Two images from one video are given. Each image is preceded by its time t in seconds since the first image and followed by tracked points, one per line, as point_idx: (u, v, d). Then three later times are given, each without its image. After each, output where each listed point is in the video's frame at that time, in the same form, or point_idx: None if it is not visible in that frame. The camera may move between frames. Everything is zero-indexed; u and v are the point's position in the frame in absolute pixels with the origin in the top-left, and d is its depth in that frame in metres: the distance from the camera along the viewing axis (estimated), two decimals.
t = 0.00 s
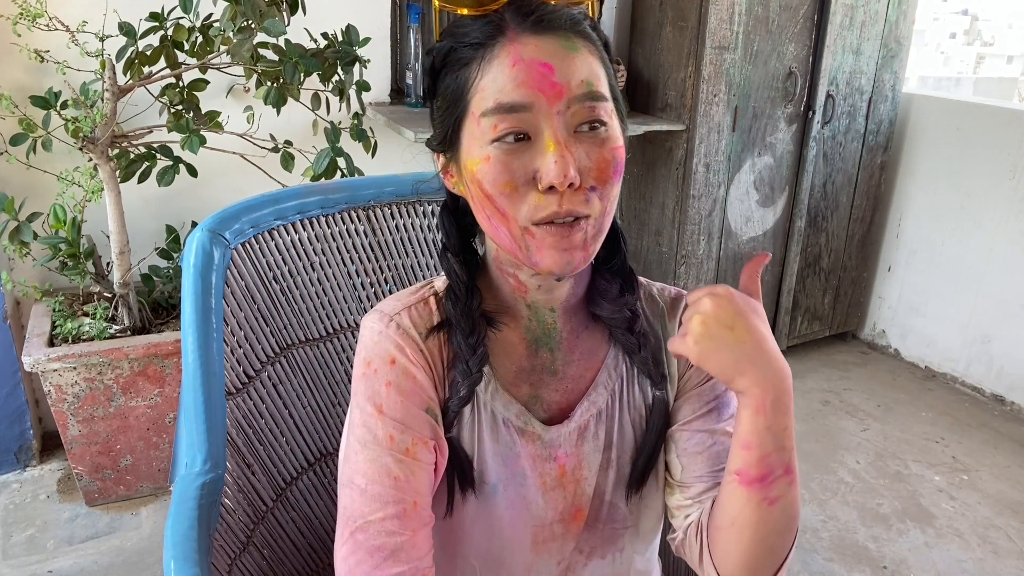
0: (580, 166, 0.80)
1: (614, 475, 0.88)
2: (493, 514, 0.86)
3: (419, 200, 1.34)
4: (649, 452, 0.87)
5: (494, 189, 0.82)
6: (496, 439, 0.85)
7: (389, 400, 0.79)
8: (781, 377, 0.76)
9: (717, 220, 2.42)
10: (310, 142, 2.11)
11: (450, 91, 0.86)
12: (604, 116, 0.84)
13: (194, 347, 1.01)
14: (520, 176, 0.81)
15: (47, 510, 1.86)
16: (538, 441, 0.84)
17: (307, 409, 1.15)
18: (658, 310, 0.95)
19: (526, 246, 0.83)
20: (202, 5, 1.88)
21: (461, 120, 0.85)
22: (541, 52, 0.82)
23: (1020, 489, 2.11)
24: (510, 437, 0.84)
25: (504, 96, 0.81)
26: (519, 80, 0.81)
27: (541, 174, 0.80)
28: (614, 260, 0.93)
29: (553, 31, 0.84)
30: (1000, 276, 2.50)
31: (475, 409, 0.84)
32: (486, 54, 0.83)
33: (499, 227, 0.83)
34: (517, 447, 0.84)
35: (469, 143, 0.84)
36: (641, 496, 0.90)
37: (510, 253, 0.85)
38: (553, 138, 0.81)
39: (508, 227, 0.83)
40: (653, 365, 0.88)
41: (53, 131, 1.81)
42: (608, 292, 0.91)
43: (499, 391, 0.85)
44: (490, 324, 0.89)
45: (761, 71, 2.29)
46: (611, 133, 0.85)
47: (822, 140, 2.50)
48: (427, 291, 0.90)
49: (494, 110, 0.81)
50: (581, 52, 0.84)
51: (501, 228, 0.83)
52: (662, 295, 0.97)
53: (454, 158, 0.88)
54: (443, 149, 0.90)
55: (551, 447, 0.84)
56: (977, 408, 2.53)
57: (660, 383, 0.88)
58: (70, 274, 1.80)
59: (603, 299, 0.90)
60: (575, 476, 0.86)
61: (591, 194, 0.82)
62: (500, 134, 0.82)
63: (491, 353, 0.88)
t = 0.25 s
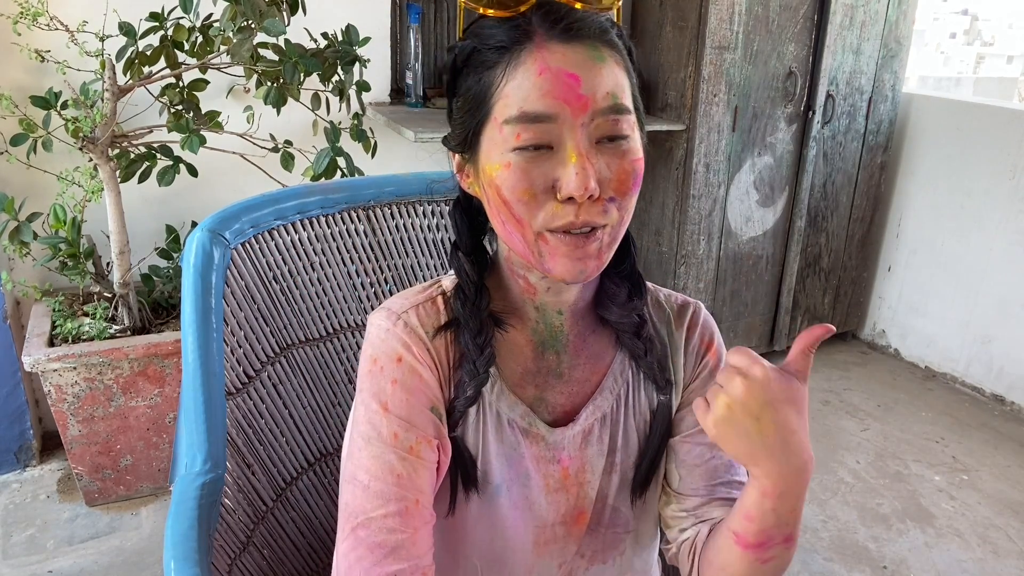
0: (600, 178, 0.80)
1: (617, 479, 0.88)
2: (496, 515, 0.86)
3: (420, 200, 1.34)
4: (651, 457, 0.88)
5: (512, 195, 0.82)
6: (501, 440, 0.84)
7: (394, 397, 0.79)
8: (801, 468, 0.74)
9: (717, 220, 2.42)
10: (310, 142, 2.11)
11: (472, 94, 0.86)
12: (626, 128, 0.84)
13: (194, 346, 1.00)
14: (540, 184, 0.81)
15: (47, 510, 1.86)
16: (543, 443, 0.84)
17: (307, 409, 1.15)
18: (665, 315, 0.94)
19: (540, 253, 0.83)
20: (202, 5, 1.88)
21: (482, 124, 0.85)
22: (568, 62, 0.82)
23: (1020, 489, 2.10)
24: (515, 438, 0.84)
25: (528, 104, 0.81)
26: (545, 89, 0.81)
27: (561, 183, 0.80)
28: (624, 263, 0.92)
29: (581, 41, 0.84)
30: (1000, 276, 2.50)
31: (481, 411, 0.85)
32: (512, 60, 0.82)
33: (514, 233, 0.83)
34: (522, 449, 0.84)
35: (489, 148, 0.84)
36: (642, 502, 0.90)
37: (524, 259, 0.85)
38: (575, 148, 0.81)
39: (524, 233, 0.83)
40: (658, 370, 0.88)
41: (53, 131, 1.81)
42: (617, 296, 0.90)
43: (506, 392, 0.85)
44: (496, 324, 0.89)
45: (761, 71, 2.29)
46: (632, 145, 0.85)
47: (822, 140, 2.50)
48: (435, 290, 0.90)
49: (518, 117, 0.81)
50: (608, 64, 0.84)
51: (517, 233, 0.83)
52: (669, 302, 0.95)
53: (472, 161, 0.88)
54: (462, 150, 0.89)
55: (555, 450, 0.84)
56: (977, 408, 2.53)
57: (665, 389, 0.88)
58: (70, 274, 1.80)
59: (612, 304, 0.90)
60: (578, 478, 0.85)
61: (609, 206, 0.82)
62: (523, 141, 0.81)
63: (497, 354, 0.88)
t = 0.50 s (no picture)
0: (545, 170, 0.80)
1: (599, 477, 0.88)
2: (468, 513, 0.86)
3: (420, 200, 1.34)
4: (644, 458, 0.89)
5: (467, 178, 0.84)
6: (473, 433, 0.85)
7: (330, 386, 0.82)
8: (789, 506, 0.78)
9: (717, 220, 2.42)
10: (311, 142, 2.11)
11: (449, 80, 0.87)
12: (584, 125, 0.83)
13: (194, 346, 1.00)
14: (489, 170, 0.82)
15: (47, 510, 1.86)
16: (520, 436, 0.84)
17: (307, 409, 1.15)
18: (653, 315, 0.94)
19: (490, 237, 0.84)
20: (202, 5, 1.88)
21: (452, 109, 0.86)
22: (529, 54, 0.82)
23: (1020, 489, 2.11)
24: (488, 433, 0.85)
25: (486, 91, 0.82)
26: (502, 78, 0.81)
27: (507, 171, 0.81)
28: (612, 265, 0.94)
29: (548, 34, 0.83)
30: (1000, 276, 2.50)
31: (449, 395, 0.85)
32: (482, 48, 0.83)
33: (471, 216, 0.85)
34: (495, 442, 0.85)
35: (455, 132, 0.86)
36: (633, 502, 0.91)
37: (482, 243, 0.86)
38: (524, 139, 0.81)
39: (477, 217, 0.84)
40: (644, 375, 0.88)
41: (54, 131, 1.81)
42: (604, 298, 0.91)
43: (477, 383, 0.86)
44: (461, 310, 0.90)
45: (762, 71, 2.29)
46: (591, 142, 0.84)
47: (821, 141, 2.50)
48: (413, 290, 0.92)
49: (476, 103, 0.83)
50: (573, 58, 0.83)
51: (473, 217, 0.85)
52: (657, 301, 0.96)
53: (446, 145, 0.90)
54: (440, 135, 0.91)
55: (533, 443, 0.85)
56: (977, 408, 2.53)
57: (650, 391, 0.88)
58: (70, 274, 1.80)
59: (598, 307, 0.91)
60: (556, 473, 0.85)
61: (555, 199, 0.81)
62: (478, 126, 0.83)
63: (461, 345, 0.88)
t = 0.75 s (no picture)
0: (542, 172, 0.80)
1: (598, 478, 0.88)
2: (468, 514, 0.85)
3: (420, 200, 1.34)
4: (640, 459, 0.89)
5: (463, 181, 0.84)
6: (470, 434, 0.85)
7: (324, 397, 0.84)
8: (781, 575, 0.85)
9: (717, 220, 2.42)
10: (310, 142, 2.11)
11: (443, 82, 0.88)
12: (580, 126, 0.83)
13: (194, 346, 1.00)
14: (486, 173, 0.82)
15: (47, 510, 1.86)
16: (517, 437, 0.85)
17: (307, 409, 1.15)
18: (653, 318, 0.94)
19: (486, 240, 0.84)
20: (202, 5, 1.88)
21: (447, 111, 0.87)
22: (523, 56, 0.82)
23: (1020, 489, 2.10)
24: (486, 435, 0.85)
25: (481, 93, 0.82)
26: (497, 80, 0.81)
27: (504, 173, 0.81)
28: (610, 265, 0.94)
29: (541, 35, 0.83)
30: (1000, 276, 2.50)
31: (447, 396, 0.86)
32: (475, 51, 0.84)
33: (467, 219, 0.85)
34: (492, 444, 0.85)
35: (450, 134, 0.86)
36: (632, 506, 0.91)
37: (479, 246, 0.86)
38: (521, 141, 0.81)
39: (474, 219, 0.84)
40: (642, 374, 0.88)
41: (53, 131, 1.81)
42: (602, 297, 0.91)
43: (473, 388, 0.86)
44: (458, 312, 0.90)
45: (762, 71, 2.29)
46: (588, 143, 0.84)
47: (821, 140, 2.50)
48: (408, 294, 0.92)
49: (471, 106, 0.83)
50: (567, 60, 0.83)
51: (470, 220, 0.85)
52: (657, 303, 0.96)
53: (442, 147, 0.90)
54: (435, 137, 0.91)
55: (530, 444, 0.85)
56: (977, 408, 2.53)
57: (648, 391, 0.88)
58: (70, 274, 1.80)
59: (596, 305, 0.91)
60: (554, 474, 0.85)
61: (553, 200, 0.81)
62: (473, 130, 0.83)
63: (457, 348, 0.88)
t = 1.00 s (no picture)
0: (542, 177, 0.80)
1: (594, 474, 0.87)
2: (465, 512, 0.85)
3: (420, 200, 1.34)
4: (635, 455, 0.88)
5: (462, 186, 0.84)
6: (465, 430, 0.85)
7: (326, 401, 0.85)
8: None
9: (717, 220, 2.42)
10: (310, 142, 2.11)
11: (440, 87, 0.87)
12: (580, 131, 0.83)
13: (194, 346, 1.00)
14: (485, 178, 0.82)
15: (47, 510, 1.86)
16: (513, 433, 0.85)
17: (307, 409, 1.15)
18: (649, 315, 0.94)
19: (485, 244, 0.84)
20: (202, 5, 1.88)
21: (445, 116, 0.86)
22: (522, 61, 0.82)
23: (1020, 489, 2.10)
24: (482, 431, 0.85)
25: (480, 99, 0.82)
26: (496, 86, 0.81)
27: (504, 178, 0.81)
28: (604, 259, 0.94)
29: (540, 40, 0.83)
30: (1000, 277, 2.50)
31: (442, 392, 0.86)
32: (473, 56, 0.84)
33: (466, 224, 0.85)
34: (489, 440, 0.85)
35: (448, 139, 0.85)
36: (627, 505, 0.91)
37: (478, 250, 0.86)
38: (521, 146, 0.81)
39: (473, 224, 0.84)
40: (637, 366, 0.89)
41: (53, 131, 1.81)
42: (597, 292, 0.91)
43: (468, 385, 0.86)
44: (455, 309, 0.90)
45: (762, 71, 2.29)
46: (587, 148, 0.84)
47: (821, 140, 2.50)
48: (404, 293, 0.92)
49: (470, 112, 0.82)
50: (566, 65, 0.83)
51: (469, 224, 0.85)
52: (653, 301, 0.96)
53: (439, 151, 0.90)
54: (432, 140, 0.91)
55: (526, 440, 0.85)
56: (978, 408, 2.53)
57: (644, 385, 0.88)
58: (70, 274, 1.80)
59: (591, 299, 0.91)
60: (550, 471, 0.85)
61: (552, 205, 0.81)
62: (472, 136, 0.83)
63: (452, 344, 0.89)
